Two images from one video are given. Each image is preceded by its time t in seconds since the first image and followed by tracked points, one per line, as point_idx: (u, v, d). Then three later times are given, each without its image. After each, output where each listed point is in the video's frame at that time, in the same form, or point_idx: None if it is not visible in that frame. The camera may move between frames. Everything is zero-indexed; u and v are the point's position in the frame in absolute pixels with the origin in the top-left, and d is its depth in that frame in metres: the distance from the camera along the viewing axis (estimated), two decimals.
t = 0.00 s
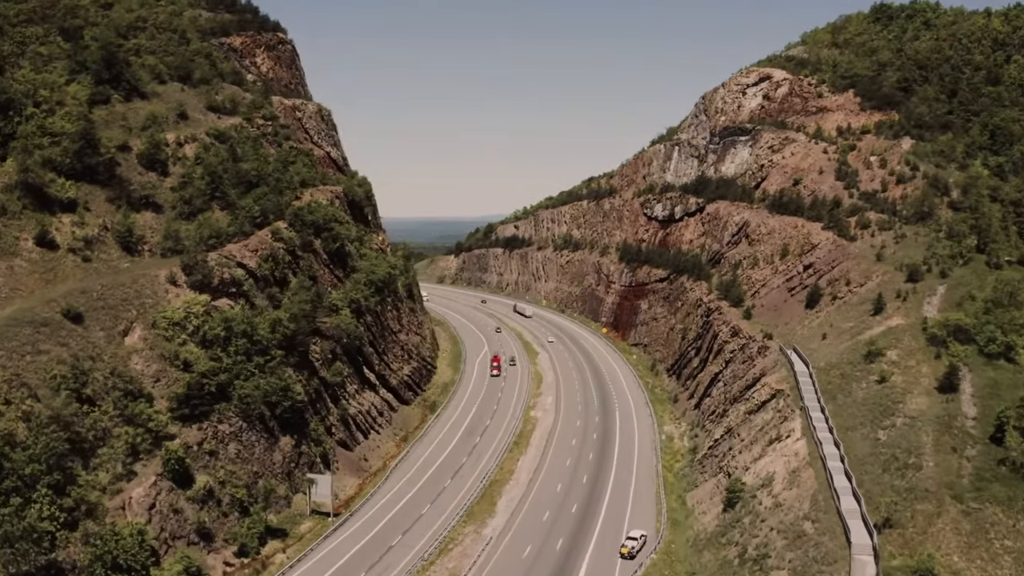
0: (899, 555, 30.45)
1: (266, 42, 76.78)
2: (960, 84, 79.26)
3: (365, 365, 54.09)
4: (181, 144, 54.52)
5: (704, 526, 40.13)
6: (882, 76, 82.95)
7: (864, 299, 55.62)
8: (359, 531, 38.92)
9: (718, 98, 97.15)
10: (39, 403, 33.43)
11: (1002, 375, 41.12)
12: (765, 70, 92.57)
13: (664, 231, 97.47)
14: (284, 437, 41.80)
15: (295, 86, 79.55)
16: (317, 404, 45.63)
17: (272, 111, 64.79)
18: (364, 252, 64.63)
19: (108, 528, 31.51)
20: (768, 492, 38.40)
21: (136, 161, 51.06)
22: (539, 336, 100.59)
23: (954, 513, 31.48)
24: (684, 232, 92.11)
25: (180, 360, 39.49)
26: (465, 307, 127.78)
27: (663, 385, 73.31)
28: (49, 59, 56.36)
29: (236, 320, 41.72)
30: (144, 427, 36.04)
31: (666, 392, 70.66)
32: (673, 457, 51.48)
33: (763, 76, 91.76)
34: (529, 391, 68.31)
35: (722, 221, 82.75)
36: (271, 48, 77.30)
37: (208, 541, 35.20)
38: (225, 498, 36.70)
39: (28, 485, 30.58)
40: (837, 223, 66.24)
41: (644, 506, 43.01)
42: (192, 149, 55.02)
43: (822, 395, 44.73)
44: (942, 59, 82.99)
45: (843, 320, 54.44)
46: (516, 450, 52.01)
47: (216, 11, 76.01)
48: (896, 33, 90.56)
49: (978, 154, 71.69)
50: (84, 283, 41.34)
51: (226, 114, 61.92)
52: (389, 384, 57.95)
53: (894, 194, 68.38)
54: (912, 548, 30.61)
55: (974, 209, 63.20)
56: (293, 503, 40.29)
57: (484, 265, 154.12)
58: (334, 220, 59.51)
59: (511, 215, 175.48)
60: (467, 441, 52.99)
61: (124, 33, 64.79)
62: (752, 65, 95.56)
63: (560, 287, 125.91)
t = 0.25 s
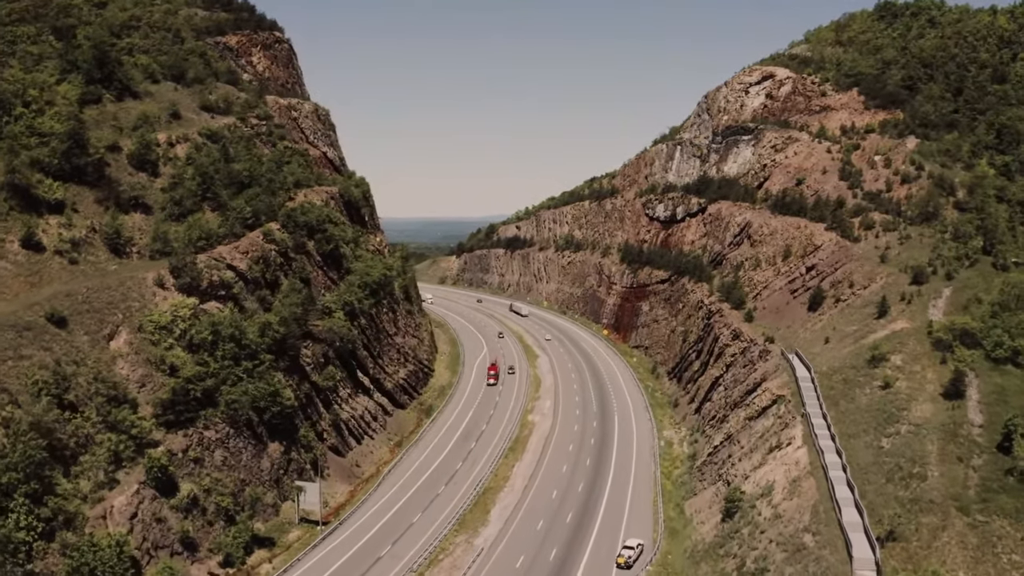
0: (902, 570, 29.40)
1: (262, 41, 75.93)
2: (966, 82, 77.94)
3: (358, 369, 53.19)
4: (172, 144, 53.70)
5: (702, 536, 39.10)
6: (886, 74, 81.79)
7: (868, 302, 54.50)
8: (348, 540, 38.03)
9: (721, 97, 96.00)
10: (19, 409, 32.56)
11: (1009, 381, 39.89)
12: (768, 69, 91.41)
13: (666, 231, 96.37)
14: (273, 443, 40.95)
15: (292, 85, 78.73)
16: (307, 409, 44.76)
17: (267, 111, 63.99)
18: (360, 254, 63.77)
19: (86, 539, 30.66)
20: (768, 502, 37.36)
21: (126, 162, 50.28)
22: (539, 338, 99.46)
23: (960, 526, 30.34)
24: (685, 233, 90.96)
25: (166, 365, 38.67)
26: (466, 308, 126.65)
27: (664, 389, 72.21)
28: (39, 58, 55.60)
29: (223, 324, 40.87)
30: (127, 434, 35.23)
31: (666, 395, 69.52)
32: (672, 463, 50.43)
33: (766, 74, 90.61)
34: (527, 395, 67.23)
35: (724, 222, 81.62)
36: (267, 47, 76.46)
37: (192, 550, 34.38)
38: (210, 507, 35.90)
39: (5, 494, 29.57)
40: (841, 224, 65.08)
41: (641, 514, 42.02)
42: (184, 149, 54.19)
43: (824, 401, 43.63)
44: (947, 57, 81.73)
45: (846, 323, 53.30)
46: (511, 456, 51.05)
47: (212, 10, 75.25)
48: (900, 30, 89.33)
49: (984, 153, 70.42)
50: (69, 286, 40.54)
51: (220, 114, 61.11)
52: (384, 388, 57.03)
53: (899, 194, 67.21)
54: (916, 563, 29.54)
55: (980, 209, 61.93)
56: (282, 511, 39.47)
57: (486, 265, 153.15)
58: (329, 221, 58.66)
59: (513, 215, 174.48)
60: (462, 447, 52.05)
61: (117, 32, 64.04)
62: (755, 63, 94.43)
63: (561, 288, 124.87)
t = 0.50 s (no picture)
0: None
1: (259, 40, 75.12)
2: (972, 80, 76.58)
3: (352, 373, 52.28)
4: (164, 144, 52.88)
5: (700, 547, 38.08)
6: (891, 72, 80.60)
7: (872, 305, 53.30)
8: (337, 550, 37.11)
9: (724, 96, 94.84)
10: None
11: (1018, 387, 38.68)
12: (772, 67, 90.24)
13: (668, 232, 95.25)
14: (262, 450, 40.12)
15: (289, 85, 77.91)
16: (298, 415, 43.88)
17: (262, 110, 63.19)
18: (356, 255, 62.93)
19: (64, 550, 29.77)
20: (768, 512, 36.29)
21: (116, 162, 49.51)
22: (539, 340, 98.27)
23: (967, 540, 29.22)
24: (688, 234, 89.81)
25: (152, 370, 37.84)
26: (467, 309, 125.54)
27: (665, 392, 71.12)
28: (31, 57, 54.85)
29: (212, 327, 40.00)
30: (110, 441, 34.39)
31: (667, 399, 68.40)
32: (671, 470, 49.40)
33: (769, 73, 89.45)
34: (526, 398, 66.27)
35: (727, 223, 80.48)
36: (264, 46, 75.65)
37: (176, 561, 33.53)
38: (195, 516, 35.07)
39: None
40: (845, 225, 63.91)
41: (639, 523, 41.09)
42: (176, 149, 53.37)
43: (827, 408, 42.51)
44: (953, 55, 80.41)
45: (850, 327, 52.15)
46: (508, 462, 50.13)
47: (208, 9, 74.48)
48: (905, 28, 88.05)
49: (991, 153, 69.07)
50: (55, 289, 39.73)
51: (214, 113, 60.31)
52: (379, 392, 56.10)
53: (904, 194, 65.98)
54: None
55: (987, 210, 60.64)
56: (270, 520, 38.63)
57: (488, 266, 152.20)
58: (323, 222, 57.82)
59: (515, 216, 173.53)
60: (458, 452, 51.15)
61: (110, 31, 63.29)
62: (758, 62, 93.26)
63: (563, 289, 123.82)
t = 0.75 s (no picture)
0: None
1: (256, 39, 74.32)
2: (979, 79, 75.15)
3: (347, 377, 51.36)
4: (156, 144, 52.10)
5: (699, 559, 37.03)
6: (897, 71, 79.38)
7: (877, 308, 52.11)
8: (327, 559, 36.20)
9: (727, 95, 93.65)
10: None
11: None
12: (776, 66, 89.05)
13: (671, 233, 94.12)
14: (250, 456, 39.28)
15: (287, 84, 77.11)
16: (289, 420, 43.02)
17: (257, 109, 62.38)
18: (352, 257, 62.08)
19: (42, 561, 28.86)
20: (769, 524, 35.22)
21: (107, 163, 48.77)
22: (541, 341, 97.14)
23: (975, 556, 28.13)
24: (690, 235, 88.65)
25: (138, 375, 37.02)
26: (468, 310, 124.56)
27: (666, 396, 69.99)
28: (22, 56, 54.16)
29: (199, 331, 39.16)
30: (93, 448, 33.57)
31: (668, 403, 67.26)
32: (670, 477, 48.36)
33: (773, 72, 88.24)
34: (525, 402, 65.25)
35: (730, 223, 79.30)
36: (262, 45, 74.84)
37: (160, 571, 32.73)
38: (180, 525, 34.23)
39: None
40: (850, 226, 62.74)
41: (637, 532, 40.12)
42: (168, 149, 52.58)
43: (831, 415, 41.36)
44: (959, 53, 79.05)
45: (855, 330, 50.95)
46: (504, 468, 49.17)
47: (205, 8, 73.76)
48: (911, 26, 86.72)
49: (998, 152, 67.65)
50: (40, 292, 38.96)
51: (208, 113, 59.55)
52: (374, 396, 55.17)
53: (910, 194, 64.76)
54: None
55: (995, 210, 59.33)
56: (258, 528, 37.81)
57: (490, 267, 151.25)
58: (318, 223, 56.95)
59: (518, 216, 172.48)
60: (454, 458, 50.22)
61: (104, 30, 62.58)
62: (762, 61, 92.04)
63: (565, 291, 122.75)
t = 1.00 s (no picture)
0: None
1: (253, 37, 73.52)
2: (987, 76, 73.65)
3: (341, 381, 50.49)
4: (148, 144, 51.31)
5: (698, 571, 36.01)
6: (903, 69, 78.10)
7: (883, 312, 50.89)
8: (316, 570, 35.33)
9: (731, 94, 92.44)
10: None
11: None
12: (780, 64, 87.81)
13: (674, 233, 92.98)
14: (239, 464, 38.47)
15: (285, 84, 76.32)
16: (279, 426, 42.18)
17: (253, 109, 61.54)
18: (349, 258, 61.23)
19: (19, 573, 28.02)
20: (770, 536, 34.18)
21: (97, 163, 48.03)
22: (542, 344, 96.00)
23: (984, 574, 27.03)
24: (693, 235, 87.47)
25: (124, 381, 36.15)
26: (470, 312, 123.67)
27: (668, 400, 68.87)
28: (13, 55, 53.43)
29: (186, 336, 38.31)
30: (76, 455, 32.70)
31: (669, 407, 66.12)
32: (670, 485, 47.31)
33: (778, 70, 86.98)
34: (524, 406, 64.23)
35: (733, 224, 78.15)
36: (259, 44, 74.06)
37: None
38: (164, 535, 33.39)
39: None
40: (855, 227, 61.56)
41: (635, 542, 39.10)
42: (160, 149, 51.80)
43: (835, 422, 40.26)
44: (967, 50, 77.63)
45: (860, 334, 49.78)
46: (500, 475, 48.22)
47: (202, 7, 73.03)
48: (918, 24, 85.31)
49: (1007, 151, 65.96)
50: (25, 295, 38.16)
51: (202, 113, 58.79)
52: (369, 401, 54.29)
53: (916, 194, 63.50)
54: None
55: (1004, 211, 57.97)
56: (247, 537, 36.98)
57: (493, 268, 150.28)
58: (313, 224, 56.09)
59: (521, 217, 171.49)
60: (449, 465, 49.32)
61: (99, 29, 61.88)
62: (767, 59, 90.80)
63: (568, 292, 121.67)
